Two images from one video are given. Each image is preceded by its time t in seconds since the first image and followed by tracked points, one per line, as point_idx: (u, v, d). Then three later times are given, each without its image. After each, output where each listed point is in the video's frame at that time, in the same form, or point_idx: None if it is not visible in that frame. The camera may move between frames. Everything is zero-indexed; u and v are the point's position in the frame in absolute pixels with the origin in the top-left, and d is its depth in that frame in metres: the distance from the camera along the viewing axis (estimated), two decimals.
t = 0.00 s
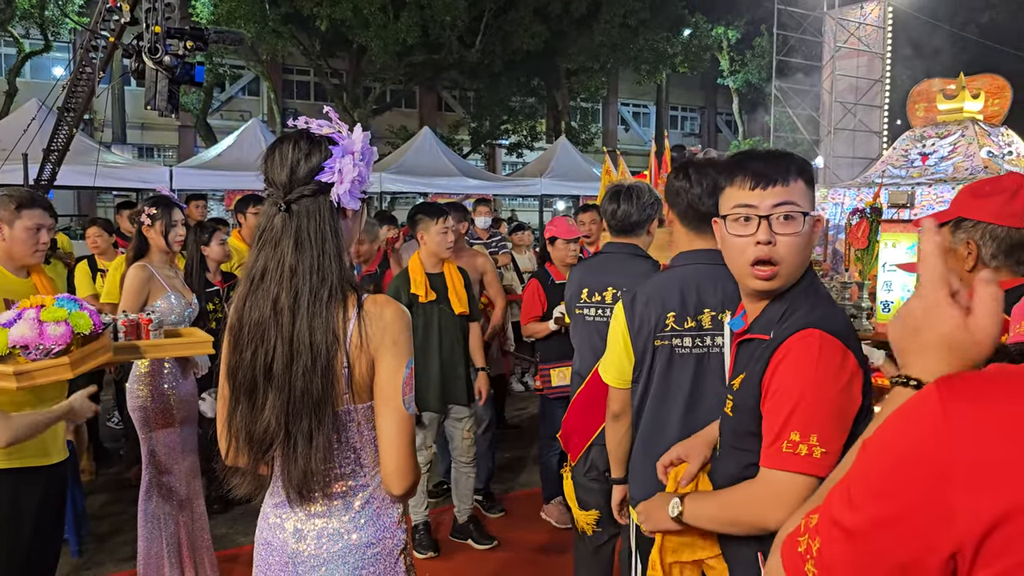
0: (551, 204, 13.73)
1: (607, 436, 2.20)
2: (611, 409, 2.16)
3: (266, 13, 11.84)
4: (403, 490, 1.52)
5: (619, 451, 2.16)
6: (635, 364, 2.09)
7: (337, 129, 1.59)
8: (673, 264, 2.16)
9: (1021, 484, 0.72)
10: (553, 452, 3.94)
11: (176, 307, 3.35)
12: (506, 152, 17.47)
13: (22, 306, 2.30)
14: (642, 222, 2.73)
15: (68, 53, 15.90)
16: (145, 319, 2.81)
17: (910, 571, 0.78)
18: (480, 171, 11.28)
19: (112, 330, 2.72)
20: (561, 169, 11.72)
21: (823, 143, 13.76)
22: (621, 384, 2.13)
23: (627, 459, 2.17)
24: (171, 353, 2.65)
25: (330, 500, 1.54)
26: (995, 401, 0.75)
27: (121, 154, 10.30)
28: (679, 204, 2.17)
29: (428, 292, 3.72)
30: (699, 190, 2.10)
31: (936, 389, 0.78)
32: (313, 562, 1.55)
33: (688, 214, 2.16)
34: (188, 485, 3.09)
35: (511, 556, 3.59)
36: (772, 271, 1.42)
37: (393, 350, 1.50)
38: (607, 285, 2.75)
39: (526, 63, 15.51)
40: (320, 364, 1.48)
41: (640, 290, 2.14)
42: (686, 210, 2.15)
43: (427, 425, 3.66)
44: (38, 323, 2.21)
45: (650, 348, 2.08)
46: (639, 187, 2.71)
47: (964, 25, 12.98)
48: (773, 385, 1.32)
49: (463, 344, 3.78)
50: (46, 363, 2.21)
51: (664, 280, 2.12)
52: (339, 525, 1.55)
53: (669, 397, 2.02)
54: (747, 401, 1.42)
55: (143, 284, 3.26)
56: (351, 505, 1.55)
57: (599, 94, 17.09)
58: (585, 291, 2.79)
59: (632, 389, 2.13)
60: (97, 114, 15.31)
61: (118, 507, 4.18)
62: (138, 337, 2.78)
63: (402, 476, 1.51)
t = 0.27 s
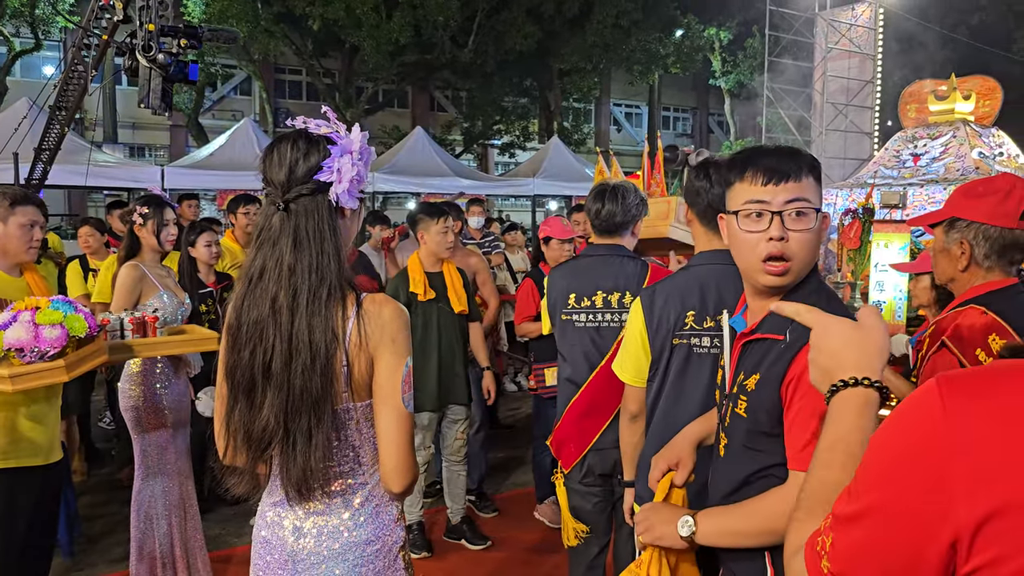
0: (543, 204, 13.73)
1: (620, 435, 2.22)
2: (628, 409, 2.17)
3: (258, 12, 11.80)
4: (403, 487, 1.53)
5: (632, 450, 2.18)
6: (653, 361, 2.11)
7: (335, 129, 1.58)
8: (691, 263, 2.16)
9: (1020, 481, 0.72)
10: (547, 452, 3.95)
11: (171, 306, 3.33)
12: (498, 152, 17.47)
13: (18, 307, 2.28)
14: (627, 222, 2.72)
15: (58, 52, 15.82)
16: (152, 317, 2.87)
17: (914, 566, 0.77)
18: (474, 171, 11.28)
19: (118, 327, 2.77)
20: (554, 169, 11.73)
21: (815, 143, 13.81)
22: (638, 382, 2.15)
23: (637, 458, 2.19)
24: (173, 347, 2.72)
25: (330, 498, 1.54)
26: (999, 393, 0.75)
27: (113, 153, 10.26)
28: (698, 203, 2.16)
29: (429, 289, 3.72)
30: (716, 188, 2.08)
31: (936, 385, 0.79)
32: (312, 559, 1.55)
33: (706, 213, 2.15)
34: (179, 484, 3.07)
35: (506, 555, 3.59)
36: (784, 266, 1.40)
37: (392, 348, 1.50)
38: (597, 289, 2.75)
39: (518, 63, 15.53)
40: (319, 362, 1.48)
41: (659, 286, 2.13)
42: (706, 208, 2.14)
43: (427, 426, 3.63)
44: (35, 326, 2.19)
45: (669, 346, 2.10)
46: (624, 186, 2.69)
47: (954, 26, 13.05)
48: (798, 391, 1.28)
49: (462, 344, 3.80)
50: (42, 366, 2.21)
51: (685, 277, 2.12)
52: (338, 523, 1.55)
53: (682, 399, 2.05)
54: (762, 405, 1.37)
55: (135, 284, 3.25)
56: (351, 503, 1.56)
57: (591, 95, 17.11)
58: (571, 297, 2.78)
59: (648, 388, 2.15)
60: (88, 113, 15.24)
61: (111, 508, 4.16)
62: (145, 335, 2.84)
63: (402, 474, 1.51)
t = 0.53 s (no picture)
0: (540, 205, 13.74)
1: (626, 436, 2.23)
2: (637, 410, 2.19)
3: (255, 12, 11.78)
4: (408, 488, 1.54)
5: (638, 450, 2.20)
6: (667, 363, 2.13)
7: (338, 133, 1.58)
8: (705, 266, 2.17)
9: None
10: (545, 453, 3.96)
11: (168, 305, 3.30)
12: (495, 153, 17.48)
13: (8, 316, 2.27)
14: (618, 222, 2.72)
15: (54, 52, 15.78)
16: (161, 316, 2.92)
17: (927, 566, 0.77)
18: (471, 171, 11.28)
19: (128, 326, 2.83)
20: (551, 170, 11.74)
21: (811, 144, 13.84)
22: (647, 382, 2.16)
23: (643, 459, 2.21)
24: (154, 352, 2.76)
25: (334, 498, 1.54)
26: (994, 395, 0.75)
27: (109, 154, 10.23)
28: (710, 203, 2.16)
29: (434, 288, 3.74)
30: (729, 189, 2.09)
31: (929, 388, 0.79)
32: (317, 560, 1.54)
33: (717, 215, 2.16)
34: (178, 485, 3.07)
35: (503, 556, 3.59)
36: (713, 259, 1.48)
37: (398, 350, 1.51)
38: (588, 290, 2.72)
39: (516, 64, 15.54)
40: (325, 363, 1.48)
41: (676, 287, 2.14)
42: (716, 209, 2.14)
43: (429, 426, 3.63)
44: (24, 335, 2.18)
45: (685, 347, 2.11)
46: (613, 186, 2.70)
47: (949, 27, 12.95)
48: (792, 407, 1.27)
49: (464, 345, 3.80)
50: (33, 373, 2.21)
51: (701, 280, 2.12)
52: (343, 523, 1.55)
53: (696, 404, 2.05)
54: (762, 408, 1.37)
55: (132, 284, 3.24)
56: (356, 503, 1.56)
57: (588, 95, 17.11)
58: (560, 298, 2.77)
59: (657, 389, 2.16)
60: (83, 113, 15.20)
61: (107, 509, 4.15)
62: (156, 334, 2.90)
63: (408, 474, 1.52)
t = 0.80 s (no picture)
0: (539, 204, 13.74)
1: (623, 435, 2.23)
2: (633, 407, 2.19)
3: (254, 11, 11.77)
4: (413, 486, 1.54)
5: (634, 449, 2.20)
6: (660, 360, 2.13)
7: (346, 131, 1.58)
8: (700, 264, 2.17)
9: None
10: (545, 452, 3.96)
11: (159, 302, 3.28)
12: (495, 152, 17.47)
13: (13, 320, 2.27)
14: (619, 221, 2.72)
15: (53, 51, 15.78)
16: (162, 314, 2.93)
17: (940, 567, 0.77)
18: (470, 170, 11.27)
19: (128, 325, 2.84)
20: (550, 169, 11.73)
21: (810, 143, 13.85)
22: (643, 380, 2.16)
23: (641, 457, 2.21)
24: (146, 351, 2.73)
25: (339, 496, 1.54)
26: (994, 393, 0.75)
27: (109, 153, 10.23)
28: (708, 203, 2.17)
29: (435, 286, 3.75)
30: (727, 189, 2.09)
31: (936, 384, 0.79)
32: (322, 557, 1.55)
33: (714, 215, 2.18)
34: (176, 484, 3.07)
35: (503, 555, 3.59)
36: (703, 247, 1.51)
37: (405, 349, 1.52)
38: (592, 291, 2.71)
39: (515, 63, 15.54)
40: (331, 362, 1.48)
41: (669, 285, 2.13)
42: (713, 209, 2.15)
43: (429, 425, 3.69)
44: (26, 341, 2.18)
45: (676, 347, 2.12)
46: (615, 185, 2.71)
47: (949, 26, 13.21)
48: (768, 412, 1.29)
49: (464, 344, 3.81)
50: (33, 381, 2.20)
51: (694, 278, 2.12)
52: (348, 521, 1.56)
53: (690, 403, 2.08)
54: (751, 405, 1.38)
55: (124, 282, 3.26)
56: (361, 501, 1.56)
57: (587, 94, 17.10)
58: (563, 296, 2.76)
59: (653, 387, 2.16)
60: (83, 112, 15.18)
61: (108, 508, 4.15)
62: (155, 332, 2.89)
63: (413, 473, 1.52)
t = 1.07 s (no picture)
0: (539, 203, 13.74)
1: (620, 435, 2.22)
2: (629, 409, 2.18)
3: (254, 9, 11.76)
4: (416, 485, 1.54)
5: (632, 449, 2.19)
6: (658, 362, 2.13)
7: (349, 129, 1.57)
8: (695, 263, 2.17)
9: None
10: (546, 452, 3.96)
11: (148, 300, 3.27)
12: (494, 150, 17.47)
13: (17, 323, 2.29)
14: (626, 220, 2.73)
15: (53, 49, 15.77)
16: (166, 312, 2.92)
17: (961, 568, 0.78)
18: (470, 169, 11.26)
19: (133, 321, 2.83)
20: (550, 168, 11.72)
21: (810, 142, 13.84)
22: (638, 382, 2.15)
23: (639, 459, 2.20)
24: (144, 349, 2.75)
25: (342, 494, 1.55)
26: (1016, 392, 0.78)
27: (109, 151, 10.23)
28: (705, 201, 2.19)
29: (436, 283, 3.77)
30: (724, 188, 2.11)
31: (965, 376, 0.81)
32: (324, 555, 1.55)
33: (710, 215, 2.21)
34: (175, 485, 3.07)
35: (504, 554, 3.59)
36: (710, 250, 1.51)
37: (408, 348, 1.52)
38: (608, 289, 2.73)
39: (515, 61, 15.53)
40: (334, 361, 1.48)
41: (666, 287, 2.13)
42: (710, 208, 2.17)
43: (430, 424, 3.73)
44: (30, 345, 2.18)
45: (674, 349, 2.12)
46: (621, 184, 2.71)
47: (948, 25, 13.32)
48: (744, 404, 1.31)
49: (464, 344, 3.80)
50: (35, 385, 2.19)
51: (689, 278, 2.13)
52: (350, 519, 1.56)
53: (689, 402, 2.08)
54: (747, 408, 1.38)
55: (113, 276, 3.26)
56: (364, 499, 1.56)
57: (587, 93, 17.09)
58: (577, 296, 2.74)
59: (650, 388, 2.16)
60: (83, 110, 15.17)
61: (108, 507, 4.15)
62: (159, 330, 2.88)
63: (417, 471, 1.52)
